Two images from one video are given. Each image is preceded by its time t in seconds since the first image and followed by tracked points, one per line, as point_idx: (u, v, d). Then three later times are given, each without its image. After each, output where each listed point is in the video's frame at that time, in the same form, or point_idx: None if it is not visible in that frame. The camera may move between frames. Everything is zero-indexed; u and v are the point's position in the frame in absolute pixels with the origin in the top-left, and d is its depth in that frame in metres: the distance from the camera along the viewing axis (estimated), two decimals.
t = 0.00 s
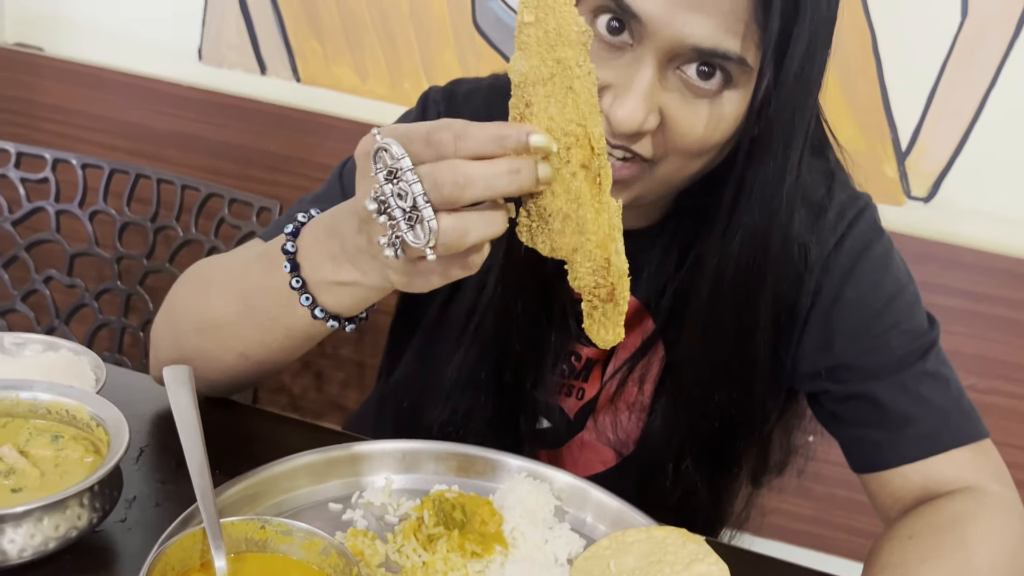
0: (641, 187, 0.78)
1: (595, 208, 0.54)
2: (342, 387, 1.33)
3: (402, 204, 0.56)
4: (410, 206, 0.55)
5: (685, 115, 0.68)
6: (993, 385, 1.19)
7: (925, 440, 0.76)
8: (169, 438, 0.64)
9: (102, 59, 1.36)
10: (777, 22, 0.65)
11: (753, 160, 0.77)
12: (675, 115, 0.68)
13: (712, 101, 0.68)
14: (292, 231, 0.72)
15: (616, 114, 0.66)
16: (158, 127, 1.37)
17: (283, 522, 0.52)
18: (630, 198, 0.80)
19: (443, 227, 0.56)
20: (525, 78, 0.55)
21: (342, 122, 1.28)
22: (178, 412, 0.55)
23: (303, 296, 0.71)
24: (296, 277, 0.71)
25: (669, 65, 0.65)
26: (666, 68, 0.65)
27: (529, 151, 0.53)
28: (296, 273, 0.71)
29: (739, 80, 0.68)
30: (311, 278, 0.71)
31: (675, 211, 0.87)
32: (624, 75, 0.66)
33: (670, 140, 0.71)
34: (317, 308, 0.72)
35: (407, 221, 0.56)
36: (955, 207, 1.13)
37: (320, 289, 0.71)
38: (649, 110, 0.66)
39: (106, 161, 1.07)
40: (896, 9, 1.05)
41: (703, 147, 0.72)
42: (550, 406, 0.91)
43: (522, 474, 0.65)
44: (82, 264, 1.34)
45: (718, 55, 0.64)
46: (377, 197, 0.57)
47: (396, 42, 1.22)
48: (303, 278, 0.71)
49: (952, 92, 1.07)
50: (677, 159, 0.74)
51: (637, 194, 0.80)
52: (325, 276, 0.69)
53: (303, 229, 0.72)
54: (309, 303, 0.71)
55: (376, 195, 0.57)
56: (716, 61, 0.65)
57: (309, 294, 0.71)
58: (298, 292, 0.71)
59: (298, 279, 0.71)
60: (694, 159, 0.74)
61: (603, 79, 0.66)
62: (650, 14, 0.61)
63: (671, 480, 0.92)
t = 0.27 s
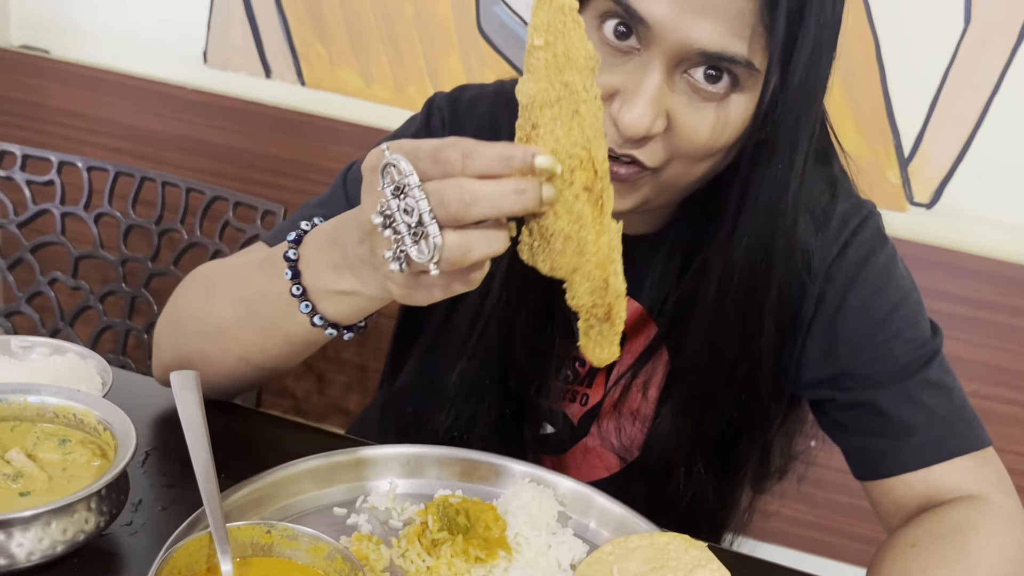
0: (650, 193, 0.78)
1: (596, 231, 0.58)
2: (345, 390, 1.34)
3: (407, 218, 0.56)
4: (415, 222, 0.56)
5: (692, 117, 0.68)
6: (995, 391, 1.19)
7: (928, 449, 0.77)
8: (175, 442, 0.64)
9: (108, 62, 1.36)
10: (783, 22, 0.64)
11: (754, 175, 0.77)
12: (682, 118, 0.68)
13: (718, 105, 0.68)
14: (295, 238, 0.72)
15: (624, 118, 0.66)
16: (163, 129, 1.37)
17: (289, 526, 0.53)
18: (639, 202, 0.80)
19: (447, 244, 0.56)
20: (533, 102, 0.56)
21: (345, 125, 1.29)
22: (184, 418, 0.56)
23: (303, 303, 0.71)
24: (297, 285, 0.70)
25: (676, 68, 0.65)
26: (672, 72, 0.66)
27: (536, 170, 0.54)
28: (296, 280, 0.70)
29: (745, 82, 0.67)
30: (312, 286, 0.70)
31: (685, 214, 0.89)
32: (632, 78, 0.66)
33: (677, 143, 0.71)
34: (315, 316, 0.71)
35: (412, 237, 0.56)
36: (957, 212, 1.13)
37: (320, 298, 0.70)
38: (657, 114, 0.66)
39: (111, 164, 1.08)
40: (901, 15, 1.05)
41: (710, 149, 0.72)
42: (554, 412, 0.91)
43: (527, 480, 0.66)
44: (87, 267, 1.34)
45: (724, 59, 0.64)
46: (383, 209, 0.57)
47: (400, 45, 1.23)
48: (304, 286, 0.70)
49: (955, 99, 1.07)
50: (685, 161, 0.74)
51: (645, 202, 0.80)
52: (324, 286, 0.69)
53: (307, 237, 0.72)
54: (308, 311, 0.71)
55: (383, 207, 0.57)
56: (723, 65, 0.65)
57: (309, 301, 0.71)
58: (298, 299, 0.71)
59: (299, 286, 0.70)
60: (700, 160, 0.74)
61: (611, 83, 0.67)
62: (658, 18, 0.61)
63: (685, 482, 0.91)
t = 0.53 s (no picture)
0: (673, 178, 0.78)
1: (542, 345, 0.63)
2: (347, 391, 1.34)
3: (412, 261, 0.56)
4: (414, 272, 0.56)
5: (714, 104, 0.68)
6: (997, 394, 1.19)
7: (931, 451, 0.77)
8: (179, 443, 0.64)
9: (112, 62, 1.37)
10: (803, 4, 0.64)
11: (765, 175, 0.76)
12: (704, 105, 0.68)
13: (737, 90, 0.68)
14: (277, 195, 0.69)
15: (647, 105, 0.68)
16: (166, 130, 1.37)
17: (294, 527, 0.53)
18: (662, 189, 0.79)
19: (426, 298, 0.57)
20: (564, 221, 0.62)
21: (348, 126, 1.29)
22: (186, 410, 0.57)
23: (266, 258, 0.67)
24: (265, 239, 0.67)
25: (696, 57, 0.66)
26: (695, 58, 0.66)
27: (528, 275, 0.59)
28: (266, 234, 0.67)
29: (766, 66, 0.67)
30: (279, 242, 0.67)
31: (693, 212, 0.88)
32: (653, 67, 0.68)
33: (700, 129, 0.70)
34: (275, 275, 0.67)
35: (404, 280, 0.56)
36: (959, 215, 1.13)
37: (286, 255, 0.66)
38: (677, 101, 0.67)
39: (116, 164, 1.08)
40: (906, 18, 1.05)
41: (734, 135, 0.72)
42: (561, 410, 0.91)
43: (531, 482, 0.66)
44: (91, 266, 1.34)
45: (743, 45, 0.64)
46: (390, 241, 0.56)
47: (404, 46, 1.23)
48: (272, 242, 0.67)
49: (959, 101, 1.07)
50: (708, 148, 0.73)
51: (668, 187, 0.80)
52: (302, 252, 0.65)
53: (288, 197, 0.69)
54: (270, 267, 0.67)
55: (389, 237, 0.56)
56: (743, 51, 0.65)
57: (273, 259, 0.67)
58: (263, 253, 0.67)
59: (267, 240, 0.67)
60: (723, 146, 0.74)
61: (634, 71, 0.69)
62: (679, 8, 0.63)
63: (698, 469, 0.91)
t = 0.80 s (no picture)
0: (678, 176, 0.78)
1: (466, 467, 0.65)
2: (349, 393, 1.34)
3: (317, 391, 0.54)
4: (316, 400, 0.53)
5: (719, 102, 0.68)
6: (998, 397, 1.19)
7: (932, 452, 0.77)
8: (181, 444, 0.64)
9: (116, 64, 1.37)
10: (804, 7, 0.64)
11: (772, 176, 0.76)
12: (708, 103, 0.68)
13: (740, 89, 0.68)
14: (271, 216, 0.69)
15: (652, 103, 0.68)
16: (169, 131, 1.37)
17: (297, 529, 0.53)
18: (668, 186, 0.79)
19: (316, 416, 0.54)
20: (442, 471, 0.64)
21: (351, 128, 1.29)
22: (193, 410, 0.57)
23: (235, 264, 0.67)
24: (243, 248, 0.67)
25: (701, 56, 0.66)
26: (700, 58, 0.67)
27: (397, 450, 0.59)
28: (246, 245, 0.67)
29: (768, 66, 0.67)
30: (251, 261, 0.66)
31: (702, 210, 0.88)
32: (658, 66, 0.68)
33: (706, 127, 0.71)
34: (235, 283, 0.67)
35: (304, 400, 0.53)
36: (961, 218, 1.13)
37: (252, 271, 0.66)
38: (683, 98, 0.67)
39: (119, 165, 1.08)
40: (909, 21, 1.05)
41: (739, 134, 0.72)
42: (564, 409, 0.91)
43: (534, 484, 0.67)
44: (94, 267, 1.35)
45: (745, 44, 0.64)
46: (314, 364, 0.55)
47: (406, 48, 1.23)
48: (246, 258, 0.67)
49: (962, 104, 1.08)
50: (713, 146, 0.73)
51: (675, 183, 0.79)
52: (263, 275, 0.64)
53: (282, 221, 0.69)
54: (235, 272, 0.66)
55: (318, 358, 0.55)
56: (745, 50, 0.65)
57: (241, 276, 0.67)
58: (235, 261, 0.67)
59: (243, 250, 0.67)
60: (728, 145, 0.73)
61: (639, 69, 0.69)
62: (683, 8, 0.63)
63: (716, 462, 0.89)
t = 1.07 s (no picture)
0: (673, 172, 0.78)
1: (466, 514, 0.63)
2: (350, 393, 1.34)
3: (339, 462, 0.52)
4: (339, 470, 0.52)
5: (713, 97, 0.68)
6: (998, 398, 1.19)
7: (929, 448, 0.77)
8: (183, 444, 0.65)
9: (118, 65, 1.37)
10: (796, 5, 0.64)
11: (764, 173, 0.76)
12: (703, 98, 0.69)
13: (735, 84, 0.68)
14: (299, 277, 0.67)
15: (646, 98, 0.68)
16: (171, 132, 1.38)
17: (299, 529, 0.54)
18: (664, 181, 0.79)
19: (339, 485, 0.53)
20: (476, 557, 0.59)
21: (351, 128, 1.29)
22: (195, 412, 0.56)
23: (259, 323, 0.65)
24: (268, 308, 0.65)
25: (695, 51, 0.66)
26: (695, 54, 0.67)
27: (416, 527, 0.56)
28: (271, 305, 0.65)
29: (762, 62, 0.67)
30: (275, 322, 0.64)
31: (698, 209, 0.88)
32: (653, 62, 0.68)
33: (701, 123, 0.71)
34: (258, 342, 0.65)
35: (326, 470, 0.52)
36: (961, 219, 1.13)
37: (275, 335, 0.64)
38: (677, 93, 0.68)
39: (121, 165, 1.08)
40: (909, 22, 1.05)
41: (734, 130, 0.72)
42: (562, 406, 0.91)
43: (534, 484, 0.66)
44: (96, 267, 1.35)
45: (738, 40, 0.64)
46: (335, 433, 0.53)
47: (408, 50, 1.23)
48: (271, 319, 0.65)
49: (962, 106, 1.08)
50: (709, 142, 0.74)
51: (672, 178, 0.79)
52: (285, 338, 0.62)
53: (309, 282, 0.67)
54: (258, 332, 0.64)
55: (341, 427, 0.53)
56: (739, 45, 0.65)
57: (264, 335, 0.65)
58: (259, 320, 0.65)
59: (269, 310, 0.65)
60: (723, 141, 0.73)
61: (633, 65, 0.70)
62: (677, 5, 0.63)
63: (710, 456, 0.89)
